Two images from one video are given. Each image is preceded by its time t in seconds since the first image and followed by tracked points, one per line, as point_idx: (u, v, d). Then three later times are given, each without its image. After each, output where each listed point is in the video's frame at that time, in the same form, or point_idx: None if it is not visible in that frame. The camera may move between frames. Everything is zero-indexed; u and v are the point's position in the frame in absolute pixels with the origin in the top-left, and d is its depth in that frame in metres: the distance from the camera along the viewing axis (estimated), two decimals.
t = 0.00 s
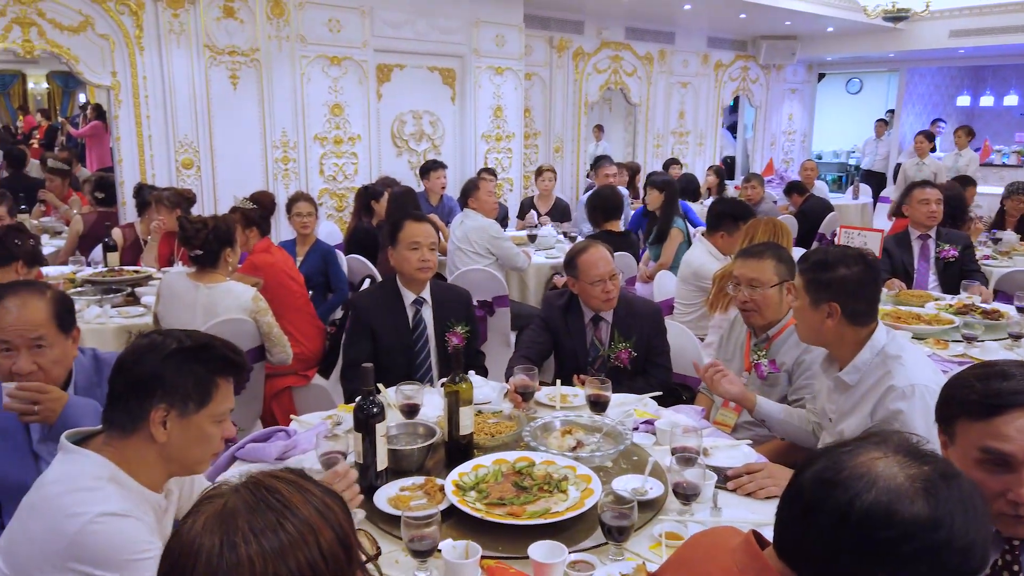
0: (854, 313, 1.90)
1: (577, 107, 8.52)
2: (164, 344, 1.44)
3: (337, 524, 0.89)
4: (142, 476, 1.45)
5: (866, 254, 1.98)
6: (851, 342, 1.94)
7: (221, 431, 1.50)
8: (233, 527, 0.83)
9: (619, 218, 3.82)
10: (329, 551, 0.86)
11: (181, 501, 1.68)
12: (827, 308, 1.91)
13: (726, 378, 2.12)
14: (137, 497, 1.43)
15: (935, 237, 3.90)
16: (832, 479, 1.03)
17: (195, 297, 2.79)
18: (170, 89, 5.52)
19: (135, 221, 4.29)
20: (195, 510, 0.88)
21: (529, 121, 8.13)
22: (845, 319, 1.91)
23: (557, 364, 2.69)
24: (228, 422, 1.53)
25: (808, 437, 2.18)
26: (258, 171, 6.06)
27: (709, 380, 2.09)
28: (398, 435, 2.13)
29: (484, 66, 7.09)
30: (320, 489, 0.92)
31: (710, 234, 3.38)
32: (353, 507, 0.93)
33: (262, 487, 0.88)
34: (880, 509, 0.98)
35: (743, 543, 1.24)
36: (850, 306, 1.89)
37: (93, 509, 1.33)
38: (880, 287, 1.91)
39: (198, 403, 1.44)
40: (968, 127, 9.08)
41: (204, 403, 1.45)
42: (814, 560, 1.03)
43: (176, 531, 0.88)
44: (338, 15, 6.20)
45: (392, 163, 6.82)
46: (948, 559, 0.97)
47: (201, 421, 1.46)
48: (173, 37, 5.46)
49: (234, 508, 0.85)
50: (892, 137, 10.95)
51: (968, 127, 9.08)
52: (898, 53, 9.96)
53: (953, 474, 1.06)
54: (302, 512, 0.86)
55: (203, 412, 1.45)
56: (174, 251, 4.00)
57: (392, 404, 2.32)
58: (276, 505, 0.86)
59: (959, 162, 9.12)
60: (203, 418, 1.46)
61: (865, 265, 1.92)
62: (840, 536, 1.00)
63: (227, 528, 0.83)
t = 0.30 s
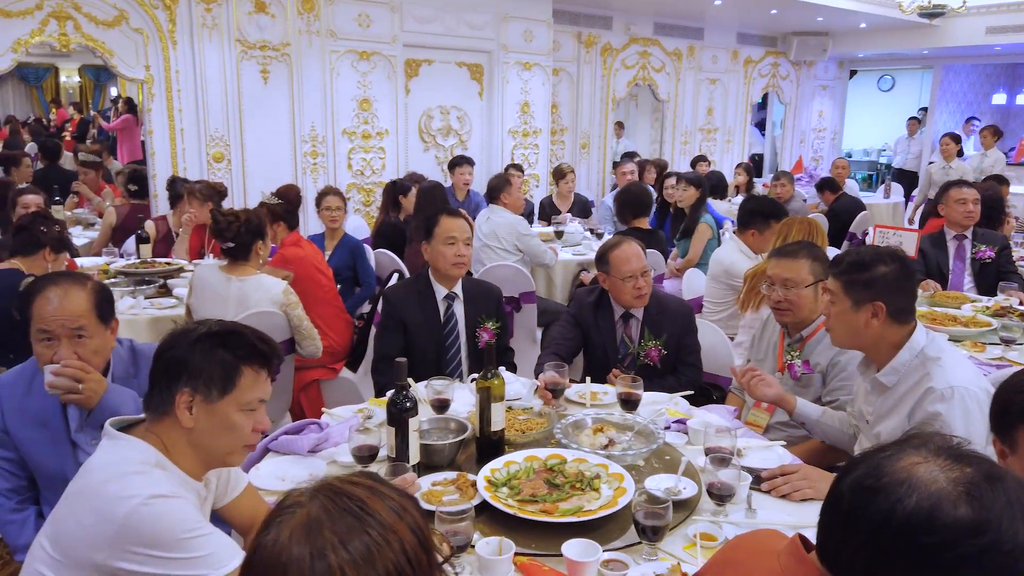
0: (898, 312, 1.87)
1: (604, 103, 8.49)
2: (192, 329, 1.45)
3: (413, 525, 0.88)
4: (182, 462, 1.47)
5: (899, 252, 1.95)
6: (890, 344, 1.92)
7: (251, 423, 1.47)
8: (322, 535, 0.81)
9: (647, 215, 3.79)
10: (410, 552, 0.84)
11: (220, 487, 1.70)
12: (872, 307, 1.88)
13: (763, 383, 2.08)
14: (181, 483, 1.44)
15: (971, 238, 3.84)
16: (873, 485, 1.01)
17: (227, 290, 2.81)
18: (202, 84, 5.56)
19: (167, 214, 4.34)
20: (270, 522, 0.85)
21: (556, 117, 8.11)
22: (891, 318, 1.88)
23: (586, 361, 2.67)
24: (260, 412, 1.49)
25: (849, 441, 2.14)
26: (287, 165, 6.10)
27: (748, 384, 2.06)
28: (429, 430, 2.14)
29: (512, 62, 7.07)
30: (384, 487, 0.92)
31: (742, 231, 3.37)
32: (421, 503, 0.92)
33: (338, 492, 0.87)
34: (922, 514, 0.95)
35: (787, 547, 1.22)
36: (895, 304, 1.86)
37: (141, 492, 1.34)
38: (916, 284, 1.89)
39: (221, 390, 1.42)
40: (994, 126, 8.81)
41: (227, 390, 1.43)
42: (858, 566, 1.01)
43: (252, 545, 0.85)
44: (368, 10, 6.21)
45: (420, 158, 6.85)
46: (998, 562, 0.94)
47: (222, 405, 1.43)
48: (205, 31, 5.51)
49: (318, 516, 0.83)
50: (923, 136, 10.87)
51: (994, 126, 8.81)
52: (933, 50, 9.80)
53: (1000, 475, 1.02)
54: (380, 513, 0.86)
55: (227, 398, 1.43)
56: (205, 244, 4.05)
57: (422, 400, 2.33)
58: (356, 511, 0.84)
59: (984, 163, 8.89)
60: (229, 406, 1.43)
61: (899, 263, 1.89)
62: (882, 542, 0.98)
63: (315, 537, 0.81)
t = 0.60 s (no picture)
0: (940, 312, 1.84)
1: (632, 100, 8.43)
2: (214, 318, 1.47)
3: (507, 517, 0.89)
4: (212, 450, 1.46)
5: (949, 251, 1.92)
6: (930, 345, 1.89)
7: (267, 412, 1.44)
8: (430, 530, 0.82)
9: (677, 213, 3.76)
10: (509, 544, 0.86)
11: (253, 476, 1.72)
12: (908, 306, 1.86)
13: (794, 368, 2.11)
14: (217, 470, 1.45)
15: (1009, 239, 3.78)
16: (919, 493, 0.99)
17: (258, 283, 2.84)
18: (234, 78, 5.62)
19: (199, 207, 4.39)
20: (371, 518, 0.86)
21: (584, 114, 8.07)
22: (927, 319, 1.85)
23: (615, 361, 2.66)
24: (279, 403, 1.46)
25: (873, 427, 2.19)
26: (316, 160, 6.14)
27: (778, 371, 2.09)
28: (460, 426, 2.15)
29: (541, 58, 7.05)
30: (471, 480, 0.93)
31: (777, 229, 3.34)
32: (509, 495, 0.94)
33: (435, 487, 0.88)
34: (970, 522, 0.93)
35: (827, 553, 1.21)
36: (934, 305, 1.83)
37: (179, 479, 1.35)
38: (964, 286, 1.85)
39: (233, 376, 1.41)
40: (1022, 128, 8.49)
41: (240, 377, 1.41)
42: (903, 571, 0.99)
43: (353, 539, 0.85)
44: (398, 6, 6.23)
45: (447, 154, 6.86)
46: None
47: (235, 392, 1.42)
48: (238, 26, 5.57)
49: (422, 510, 0.84)
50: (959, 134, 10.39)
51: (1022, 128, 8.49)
52: (969, 46, 9.60)
53: None
54: (474, 505, 0.87)
55: (240, 384, 1.41)
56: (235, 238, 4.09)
57: (453, 396, 2.34)
58: (457, 504, 0.85)
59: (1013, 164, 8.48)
60: (242, 393, 1.42)
61: (948, 261, 1.87)
62: (929, 548, 0.96)
63: (424, 532, 0.82)
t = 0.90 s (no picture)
0: (974, 321, 1.81)
1: (658, 99, 8.39)
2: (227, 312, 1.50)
3: (548, 505, 0.87)
4: (230, 443, 1.47)
5: (984, 256, 1.88)
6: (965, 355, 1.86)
7: (278, 402, 1.44)
8: (468, 519, 0.81)
9: (702, 214, 3.73)
10: (549, 533, 0.84)
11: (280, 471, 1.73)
12: (942, 316, 1.83)
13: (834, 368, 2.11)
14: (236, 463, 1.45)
15: None
16: (962, 500, 0.97)
17: (286, 280, 2.87)
18: (262, 76, 5.67)
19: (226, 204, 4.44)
20: (411, 507, 0.85)
21: (609, 113, 8.05)
22: (962, 329, 1.82)
23: (642, 362, 2.64)
24: (292, 393, 1.46)
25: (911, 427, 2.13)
26: (343, 158, 6.17)
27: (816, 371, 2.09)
28: (487, 425, 2.16)
29: (567, 57, 7.04)
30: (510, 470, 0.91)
31: (804, 229, 3.37)
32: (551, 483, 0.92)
33: (474, 475, 0.87)
34: (1016, 533, 0.91)
35: (863, 561, 1.19)
36: (968, 314, 1.80)
37: (199, 472, 1.36)
38: (1000, 292, 1.82)
39: (243, 366, 1.42)
40: None
41: (249, 368, 1.42)
42: None
43: (393, 528, 0.85)
44: (425, 5, 6.24)
45: (472, 153, 6.88)
46: None
47: (244, 382, 1.43)
48: (267, 25, 5.61)
49: (460, 499, 0.83)
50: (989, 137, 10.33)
51: None
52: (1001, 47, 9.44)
53: None
54: (513, 494, 0.85)
55: (251, 375, 1.42)
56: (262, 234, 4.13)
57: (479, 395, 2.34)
58: (496, 493, 0.84)
59: None
60: (252, 384, 1.43)
61: (984, 269, 1.83)
62: (971, 557, 0.94)
63: (463, 521, 0.81)
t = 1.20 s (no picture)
0: (996, 329, 1.79)
1: (685, 98, 8.33)
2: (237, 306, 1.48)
3: (509, 537, 0.86)
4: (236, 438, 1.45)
5: (1001, 261, 1.85)
6: (994, 363, 1.83)
7: (282, 397, 1.42)
8: (425, 555, 0.80)
9: (731, 214, 3.69)
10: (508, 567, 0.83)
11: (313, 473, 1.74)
12: (964, 326, 1.81)
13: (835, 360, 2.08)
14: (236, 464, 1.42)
15: None
16: (1012, 509, 0.95)
17: (315, 277, 2.88)
18: (291, 73, 5.71)
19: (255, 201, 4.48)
20: (371, 536, 0.85)
21: (635, 112, 8.00)
22: (986, 337, 1.80)
23: (671, 364, 2.63)
24: (298, 388, 1.44)
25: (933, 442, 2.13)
26: (370, 156, 6.20)
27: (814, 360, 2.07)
28: (517, 425, 2.16)
29: (594, 55, 7.02)
30: (477, 497, 0.90)
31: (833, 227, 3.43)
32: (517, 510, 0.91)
33: (435, 503, 0.86)
34: None
35: (905, 568, 1.18)
36: (991, 323, 1.78)
37: (188, 464, 1.34)
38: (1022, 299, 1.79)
39: (250, 359, 1.40)
40: None
41: (256, 361, 1.41)
42: None
43: (353, 555, 0.85)
44: (453, 3, 6.25)
45: (498, 151, 6.88)
46: None
47: (250, 375, 1.41)
48: (296, 23, 5.65)
49: (419, 532, 0.82)
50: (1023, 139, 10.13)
51: None
52: None
53: None
54: (474, 524, 0.85)
55: (257, 369, 1.41)
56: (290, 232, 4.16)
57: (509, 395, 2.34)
58: (454, 526, 0.83)
59: None
60: (259, 377, 1.41)
61: (1001, 275, 1.81)
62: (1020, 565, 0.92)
63: (418, 555, 0.80)
